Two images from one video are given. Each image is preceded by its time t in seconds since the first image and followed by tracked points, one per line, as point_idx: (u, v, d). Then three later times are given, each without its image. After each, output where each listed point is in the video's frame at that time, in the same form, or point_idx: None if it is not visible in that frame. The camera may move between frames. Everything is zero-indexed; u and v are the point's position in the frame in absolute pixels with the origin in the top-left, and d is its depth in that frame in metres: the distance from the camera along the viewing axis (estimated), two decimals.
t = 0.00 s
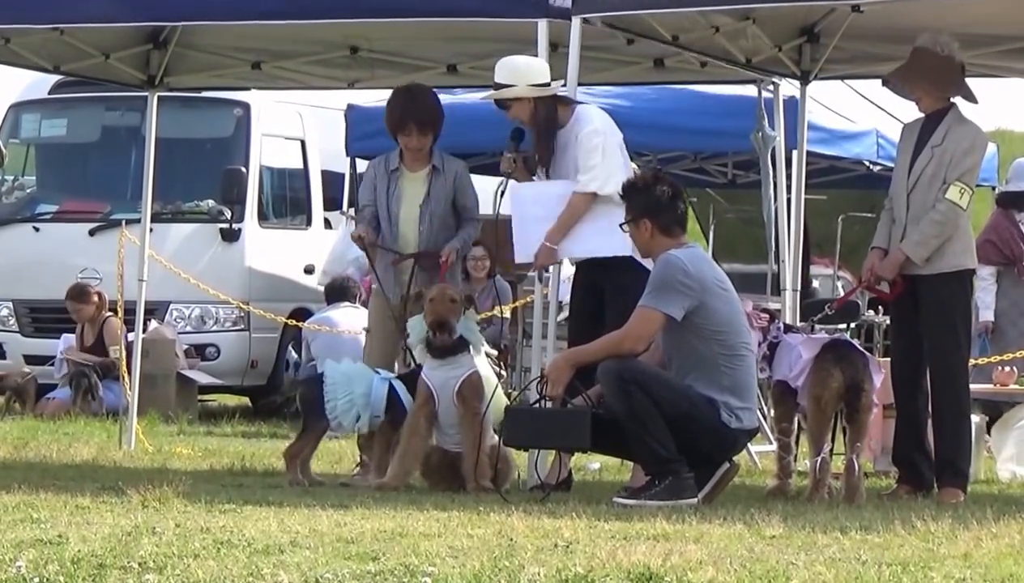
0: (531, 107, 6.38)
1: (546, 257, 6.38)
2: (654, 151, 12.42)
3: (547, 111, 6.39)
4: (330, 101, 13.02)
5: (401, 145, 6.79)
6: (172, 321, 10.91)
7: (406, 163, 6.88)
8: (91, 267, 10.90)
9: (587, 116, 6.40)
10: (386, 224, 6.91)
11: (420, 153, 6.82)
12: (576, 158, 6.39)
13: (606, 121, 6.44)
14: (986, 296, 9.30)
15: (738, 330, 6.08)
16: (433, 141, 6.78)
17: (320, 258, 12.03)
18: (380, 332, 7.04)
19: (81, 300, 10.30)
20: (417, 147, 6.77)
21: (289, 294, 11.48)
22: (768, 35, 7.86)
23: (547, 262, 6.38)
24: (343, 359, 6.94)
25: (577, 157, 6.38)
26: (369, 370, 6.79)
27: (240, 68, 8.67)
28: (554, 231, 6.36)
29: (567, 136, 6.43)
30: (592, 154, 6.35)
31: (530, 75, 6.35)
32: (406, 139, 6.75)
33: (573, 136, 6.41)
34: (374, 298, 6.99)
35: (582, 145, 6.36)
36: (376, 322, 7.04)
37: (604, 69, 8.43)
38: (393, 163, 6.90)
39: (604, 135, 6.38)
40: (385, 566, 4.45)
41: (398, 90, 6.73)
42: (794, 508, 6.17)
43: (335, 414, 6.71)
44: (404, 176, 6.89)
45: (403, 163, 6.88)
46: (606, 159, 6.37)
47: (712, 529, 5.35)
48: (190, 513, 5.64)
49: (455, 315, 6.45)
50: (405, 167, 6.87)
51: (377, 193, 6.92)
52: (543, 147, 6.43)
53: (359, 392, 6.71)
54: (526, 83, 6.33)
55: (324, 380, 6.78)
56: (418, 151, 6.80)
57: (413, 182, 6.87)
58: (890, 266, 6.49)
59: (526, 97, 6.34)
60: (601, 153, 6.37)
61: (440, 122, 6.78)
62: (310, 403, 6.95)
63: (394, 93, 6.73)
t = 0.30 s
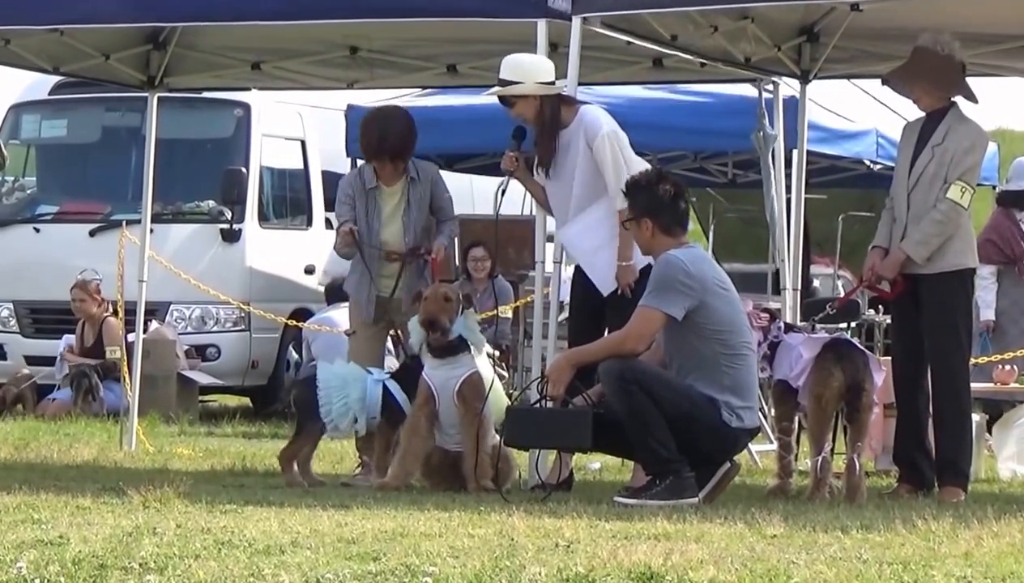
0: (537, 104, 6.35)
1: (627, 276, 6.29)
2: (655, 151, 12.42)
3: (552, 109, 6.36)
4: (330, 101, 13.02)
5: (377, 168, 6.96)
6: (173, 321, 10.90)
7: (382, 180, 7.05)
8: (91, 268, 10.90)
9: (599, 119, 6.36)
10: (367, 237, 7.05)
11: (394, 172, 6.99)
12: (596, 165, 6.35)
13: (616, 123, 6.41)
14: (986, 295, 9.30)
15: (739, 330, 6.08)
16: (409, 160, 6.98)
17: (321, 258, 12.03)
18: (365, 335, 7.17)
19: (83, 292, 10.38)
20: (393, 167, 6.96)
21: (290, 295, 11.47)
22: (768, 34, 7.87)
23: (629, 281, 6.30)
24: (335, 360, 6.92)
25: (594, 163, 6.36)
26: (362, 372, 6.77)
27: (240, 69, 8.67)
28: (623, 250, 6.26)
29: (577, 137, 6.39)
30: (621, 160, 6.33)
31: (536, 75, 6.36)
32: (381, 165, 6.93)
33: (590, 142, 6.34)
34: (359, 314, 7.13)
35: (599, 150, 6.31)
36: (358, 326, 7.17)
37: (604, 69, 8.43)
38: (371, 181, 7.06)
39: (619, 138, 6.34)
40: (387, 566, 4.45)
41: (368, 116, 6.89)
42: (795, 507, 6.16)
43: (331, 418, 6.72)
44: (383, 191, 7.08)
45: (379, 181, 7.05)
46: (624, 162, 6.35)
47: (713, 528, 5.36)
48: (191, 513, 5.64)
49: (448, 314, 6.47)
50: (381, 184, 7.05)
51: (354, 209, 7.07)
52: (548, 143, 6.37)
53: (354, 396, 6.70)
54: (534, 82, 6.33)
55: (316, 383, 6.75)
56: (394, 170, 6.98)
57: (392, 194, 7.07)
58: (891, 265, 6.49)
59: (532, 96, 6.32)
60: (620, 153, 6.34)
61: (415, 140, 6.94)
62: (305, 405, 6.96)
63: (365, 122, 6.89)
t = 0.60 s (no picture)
0: (549, 106, 6.36)
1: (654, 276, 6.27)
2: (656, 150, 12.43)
3: (565, 111, 6.36)
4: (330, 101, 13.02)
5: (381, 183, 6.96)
6: (174, 322, 10.91)
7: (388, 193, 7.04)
8: (91, 269, 10.90)
9: (614, 121, 6.37)
10: (367, 250, 7.06)
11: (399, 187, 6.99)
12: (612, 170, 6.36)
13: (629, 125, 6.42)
14: (987, 294, 9.31)
15: (739, 329, 6.08)
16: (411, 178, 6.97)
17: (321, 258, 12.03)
18: (355, 330, 7.24)
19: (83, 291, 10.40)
20: (396, 184, 6.96)
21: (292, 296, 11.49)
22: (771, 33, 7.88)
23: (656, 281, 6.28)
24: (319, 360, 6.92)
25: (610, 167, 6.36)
26: (348, 372, 6.77)
27: (240, 69, 8.66)
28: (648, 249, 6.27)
29: (591, 140, 6.38)
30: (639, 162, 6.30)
31: (548, 75, 6.33)
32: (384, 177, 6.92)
33: (607, 148, 6.33)
34: (343, 312, 7.17)
35: (617, 154, 6.30)
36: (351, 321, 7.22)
37: (605, 69, 8.42)
38: (375, 194, 7.07)
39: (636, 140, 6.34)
40: (388, 566, 4.45)
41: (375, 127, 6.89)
42: (796, 506, 6.16)
43: (317, 419, 6.73)
44: (388, 203, 7.08)
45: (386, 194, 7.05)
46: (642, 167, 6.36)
47: (714, 527, 5.36)
48: (192, 513, 5.65)
49: (443, 315, 6.44)
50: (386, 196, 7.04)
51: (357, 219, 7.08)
52: (559, 145, 6.37)
53: (340, 397, 6.69)
54: (545, 83, 6.31)
55: (302, 387, 6.77)
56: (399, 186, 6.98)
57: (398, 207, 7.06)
58: (891, 265, 6.49)
59: (545, 97, 6.32)
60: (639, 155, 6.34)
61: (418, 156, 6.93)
62: (293, 407, 6.96)
63: (372, 133, 6.88)
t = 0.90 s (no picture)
0: (563, 107, 6.33)
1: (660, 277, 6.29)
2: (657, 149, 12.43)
3: (579, 111, 6.35)
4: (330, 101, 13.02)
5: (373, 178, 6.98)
6: (174, 322, 10.92)
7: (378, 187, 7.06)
8: (92, 270, 10.91)
9: (631, 123, 6.37)
10: (365, 240, 7.05)
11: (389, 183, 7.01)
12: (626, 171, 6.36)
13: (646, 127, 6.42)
14: (988, 293, 9.31)
15: (739, 328, 6.08)
16: (402, 175, 7.00)
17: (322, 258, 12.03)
18: (329, 329, 7.25)
19: (82, 293, 10.51)
20: (387, 181, 6.99)
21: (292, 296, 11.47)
22: (768, 32, 7.90)
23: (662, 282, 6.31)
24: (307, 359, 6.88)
25: (625, 168, 6.36)
26: (333, 372, 6.70)
27: (239, 70, 8.66)
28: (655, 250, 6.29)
29: (605, 141, 6.38)
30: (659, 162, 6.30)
31: (563, 76, 6.27)
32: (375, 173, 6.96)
33: (624, 151, 6.34)
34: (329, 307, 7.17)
35: (632, 156, 6.31)
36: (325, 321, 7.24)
37: (605, 68, 8.42)
38: (367, 188, 7.07)
39: (652, 143, 6.35)
40: (388, 566, 4.45)
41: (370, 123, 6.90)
42: (796, 506, 6.16)
43: (306, 421, 6.70)
44: (379, 198, 7.10)
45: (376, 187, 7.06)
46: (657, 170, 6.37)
47: (715, 527, 5.36)
48: (193, 514, 5.64)
49: (443, 315, 6.47)
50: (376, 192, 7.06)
51: (348, 210, 7.08)
52: (574, 145, 6.36)
53: (326, 399, 6.64)
54: (560, 85, 6.25)
55: (289, 387, 6.71)
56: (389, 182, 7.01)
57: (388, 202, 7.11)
58: (892, 264, 6.49)
59: (560, 99, 6.28)
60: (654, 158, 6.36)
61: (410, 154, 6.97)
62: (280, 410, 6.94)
63: (366, 129, 6.90)
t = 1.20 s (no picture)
0: (577, 103, 6.31)
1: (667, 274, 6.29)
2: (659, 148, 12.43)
3: (593, 108, 6.34)
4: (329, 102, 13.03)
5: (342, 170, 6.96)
6: (175, 323, 10.93)
7: (343, 181, 7.06)
8: (92, 271, 10.91)
9: (644, 121, 6.37)
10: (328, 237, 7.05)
11: (356, 177, 7.00)
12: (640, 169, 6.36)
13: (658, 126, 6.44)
14: (989, 292, 9.31)
15: (739, 328, 6.08)
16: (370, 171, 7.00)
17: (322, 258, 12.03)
18: (298, 332, 7.34)
19: (82, 296, 10.48)
20: (356, 175, 6.98)
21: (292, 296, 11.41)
22: (768, 32, 7.90)
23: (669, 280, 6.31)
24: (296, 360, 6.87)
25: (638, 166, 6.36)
26: (306, 378, 6.70)
27: (239, 70, 8.66)
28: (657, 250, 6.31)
29: (618, 139, 6.37)
30: (671, 163, 6.32)
31: (578, 72, 6.26)
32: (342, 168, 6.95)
33: (637, 149, 6.34)
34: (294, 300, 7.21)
35: (646, 155, 6.32)
36: (293, 324, 7.33)
37: (605, 68, 8.42)
38: (331, 180, 7.08)
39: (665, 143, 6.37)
40: (389, 566, 4.45)
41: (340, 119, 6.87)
42: (797, 505, 6.16)
43: (272, 420, 6.76)
44: (342, 192, 7.09)
45: (341, 181, 7.06)
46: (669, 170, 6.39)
47: (716, 526, 5.35)
48: (194, 514, 5.64)
49: (443, 316, 6.47)
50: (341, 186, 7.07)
51: (311, 204, 7.06)
52: (588, 141, 6.34)
53: (288, 405, 6.67)
54: (574, 81, 6.23)
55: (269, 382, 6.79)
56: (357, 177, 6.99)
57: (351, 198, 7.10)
58: (894, 263, 6.49)
59: (575, 95, 6.26)
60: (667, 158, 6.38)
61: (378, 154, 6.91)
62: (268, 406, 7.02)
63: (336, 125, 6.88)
